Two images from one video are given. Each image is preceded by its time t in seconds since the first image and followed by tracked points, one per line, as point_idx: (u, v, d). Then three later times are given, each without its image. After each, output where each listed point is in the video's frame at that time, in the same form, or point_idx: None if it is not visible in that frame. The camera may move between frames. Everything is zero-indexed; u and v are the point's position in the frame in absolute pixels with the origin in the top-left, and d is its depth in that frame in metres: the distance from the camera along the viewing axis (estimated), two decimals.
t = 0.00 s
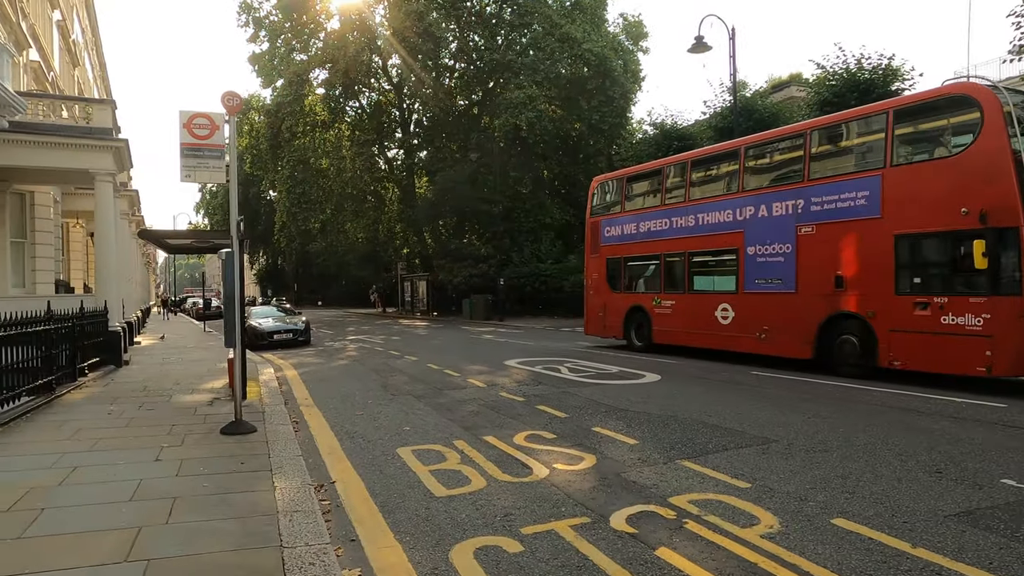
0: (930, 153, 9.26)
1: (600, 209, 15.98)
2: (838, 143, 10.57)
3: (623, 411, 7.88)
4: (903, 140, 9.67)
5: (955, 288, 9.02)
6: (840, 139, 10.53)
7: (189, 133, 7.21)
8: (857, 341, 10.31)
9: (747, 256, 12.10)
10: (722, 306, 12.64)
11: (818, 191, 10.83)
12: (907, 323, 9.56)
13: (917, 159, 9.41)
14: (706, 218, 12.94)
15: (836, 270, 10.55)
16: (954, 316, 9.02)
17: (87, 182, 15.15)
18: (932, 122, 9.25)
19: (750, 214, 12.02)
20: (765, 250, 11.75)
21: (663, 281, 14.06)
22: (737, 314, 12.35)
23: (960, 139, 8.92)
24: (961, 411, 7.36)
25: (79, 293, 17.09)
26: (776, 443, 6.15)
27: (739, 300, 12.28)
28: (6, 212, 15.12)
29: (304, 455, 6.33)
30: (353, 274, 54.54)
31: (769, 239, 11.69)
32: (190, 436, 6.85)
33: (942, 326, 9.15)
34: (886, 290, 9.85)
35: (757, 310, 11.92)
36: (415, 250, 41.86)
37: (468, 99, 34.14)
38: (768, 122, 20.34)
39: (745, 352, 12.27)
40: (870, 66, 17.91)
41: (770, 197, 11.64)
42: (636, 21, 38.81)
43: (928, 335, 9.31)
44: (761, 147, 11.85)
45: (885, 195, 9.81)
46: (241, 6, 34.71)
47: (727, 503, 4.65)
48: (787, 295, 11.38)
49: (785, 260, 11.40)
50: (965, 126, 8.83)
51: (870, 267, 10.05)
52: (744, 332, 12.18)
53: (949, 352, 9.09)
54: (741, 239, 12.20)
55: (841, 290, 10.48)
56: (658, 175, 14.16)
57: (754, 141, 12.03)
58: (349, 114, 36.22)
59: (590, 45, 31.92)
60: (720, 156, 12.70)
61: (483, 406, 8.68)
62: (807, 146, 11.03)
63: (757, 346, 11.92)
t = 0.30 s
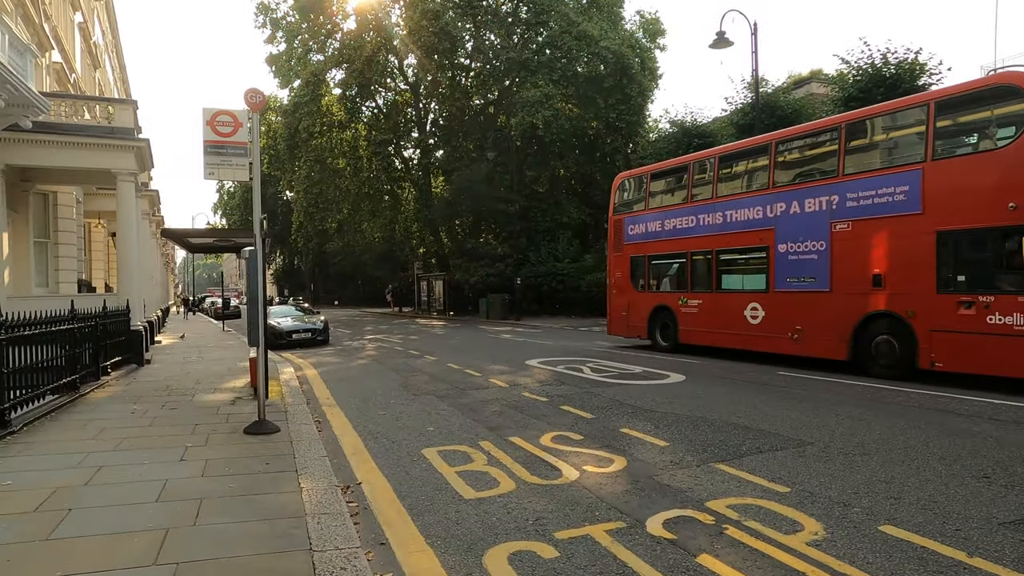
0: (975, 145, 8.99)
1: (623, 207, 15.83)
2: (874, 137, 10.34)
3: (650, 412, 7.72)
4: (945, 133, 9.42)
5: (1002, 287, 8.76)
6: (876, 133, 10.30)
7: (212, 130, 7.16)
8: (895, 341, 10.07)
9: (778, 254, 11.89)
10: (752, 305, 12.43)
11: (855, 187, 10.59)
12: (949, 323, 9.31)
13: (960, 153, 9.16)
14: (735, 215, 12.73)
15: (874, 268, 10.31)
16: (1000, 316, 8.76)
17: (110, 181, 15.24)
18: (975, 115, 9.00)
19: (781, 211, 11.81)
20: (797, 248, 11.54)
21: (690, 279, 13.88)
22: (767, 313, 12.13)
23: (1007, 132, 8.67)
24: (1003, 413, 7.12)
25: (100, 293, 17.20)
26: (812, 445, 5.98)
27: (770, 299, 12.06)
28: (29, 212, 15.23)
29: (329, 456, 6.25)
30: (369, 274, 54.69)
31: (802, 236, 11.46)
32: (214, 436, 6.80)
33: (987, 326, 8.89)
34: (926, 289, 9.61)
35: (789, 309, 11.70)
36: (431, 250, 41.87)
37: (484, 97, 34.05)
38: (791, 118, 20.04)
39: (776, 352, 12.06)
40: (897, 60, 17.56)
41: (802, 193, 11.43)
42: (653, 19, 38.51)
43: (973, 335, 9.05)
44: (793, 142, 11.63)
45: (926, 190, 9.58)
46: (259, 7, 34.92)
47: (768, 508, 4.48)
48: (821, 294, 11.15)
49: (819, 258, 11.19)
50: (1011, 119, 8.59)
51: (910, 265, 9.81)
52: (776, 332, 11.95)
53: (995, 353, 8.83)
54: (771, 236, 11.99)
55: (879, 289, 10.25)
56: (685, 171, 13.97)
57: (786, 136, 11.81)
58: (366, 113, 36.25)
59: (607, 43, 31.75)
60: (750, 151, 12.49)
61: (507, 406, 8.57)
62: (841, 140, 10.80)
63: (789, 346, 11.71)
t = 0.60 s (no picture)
0: (1014, 139, 8.73)
1: (644, 204, 15.64)
2: (907, 131, 10.08)
3: (677, 412, 7.54)
4: (981, 126, 9.15)
5: None
6: (909, 126, 10.03)
7: (235, 127, 7.09)
8: (929, 340, 9.83)
9: (806, 251, 11.66)
10: (778, 304, 12.21)
11: (887, 181, 10.35)
12: (987, 322, 9.06)
13: (998, 147, 8.90)
14: (761, 211, 12.52)
15: (906, 265, 10.07)
16: None
17: (130, 180, 15.30)
18: (1015, 106, 8.73)
19: (809, 207, 11.57)
20: (826, 245, 11.31)
21: (714, 277, 13.67)
22: (794, 311, 11.91)
23: None
24: None
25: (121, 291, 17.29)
26: (849, 448, 5.77)
27: (797, 298, 11.84)
28: (52, 212, 15.35)
29: (353, 456, 6.15)
30: (385, 272, 54.80)
31: (831, 232, 11.24)
32: (236, 435, 6.72)
33: None
34: (962, 288, 9.36)
35: (817, 308, 11.47)
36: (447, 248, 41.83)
37: (500, 95, 33.92)
38: (814, 113, 19.69)
39: (803, 351, 11.83)
40: (926, 53, 17.17)
41: (831, 189, 11.19)
42: (670, 15, 38.16)
43: (1012, 334, 8.80)
44: (820, 136, 11.41)
45: (962, 185, 9.32)
46: (276, 7, 35.10)
47: (810, 514, 4.31)
48: (851, 292, 10.92)
49: (849, 255, 10.95)
50: None
51: (945, 263, 9.56)
52: (803, 331, 11.73)
53: None
54: (799, 233, 11.77)
55: (912, 287, 10.01)
56: (709, 167, 13.77)
57: (814, 131, 11.58)
58: (382, 112, 36.28)
59: (625, 39, 31.56)
60: (776, 146, 12.27)
61: (530, 406, 8.44)
62: (872, 134, 10.55)
63: (817, 345, 11.49)
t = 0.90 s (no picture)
0: None
1: (662, 203, 15.42)
2: (936, 127, 9.79)
3: (703, 416, 7.35)
4: (1016, 121, 8.85)
5: None
6: (939, 121, 9.74)
7: (253, 126, 6.98)
8: (961, 341, 9.55)
9: (832, 250, 11.40)
10: (803, 304, 11.95)
11: (916, 178, 10.05)
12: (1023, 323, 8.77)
13: None
14: (783, 210, 12.27)
15: (937, 264, 9.79)
16: None
17: (148, 181, 15.31)
18: None
19: (835, 205, 11.30)
20: (853, 243, 11.04)
21: (735, 277, 13.43)
22: (819, 312, 11.65)
23: None
24: None
25: (139, 292, 17.33)
26: (888, 456, 5.56)
27: (822, 298, 11.59)
28: (71, 212, 15.39)
29: (373, 461, 6.03)
30: (400, 272, 54.87)
31: (858, 230, 10.96)
32: (255, 439, 6.63)
33: None
34: (997, 287, 9.08)
35: (844, 308, 11.20)
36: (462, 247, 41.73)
37: (515, 93, 33.66)
38: (836, 109, 19.33)
39: (828, 352, 11.58)
40: (952, 47, 16.79)
41: (858, 186, 10.92)
42: (687, 11, 37.76)
43: None
44: (846, 133, 11.14)
45: (996, 181, 9.03)
46: (291, 8, 35.17)
47: (853, 527, 4.11)
48: (879, 292, 10.65)
49: (877, 254, 10.68)
50: None
51: (979, 261, 9.28)
52: (829, 332, 11.46)
53: None
54: (824, 231, 11.50)
55: (943, 286, 9.72)
56: (729, 165, 13.54)
57: (839, 127, 11.32)
58: (397, 111, 36.17)
59: (641, 36, 31.29)
60: (799, 143, 12.02)
61: (552, 409, 8.28)
62: (900, 130, 10.27)
63: (844, 347, 11.22)
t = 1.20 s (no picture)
0: None
1: (681, 200, 15.22)
2: (967, 120, 9.53)
3: (731, 419, 7.16)
4: None
5: None
6: (970, 114, 9.48)
7: (270, 123, 6.87)
8: (994, 340, 9.29)
9: (858, 248, 11.16)
10: (828, 302, 11.72)
11: (946, 173, 9.79)
12: None
13: None
14: (807, 207, 12.04)
15: (968, 261, 9.54)
16: None
17: (164, 181, 15.31)
18: None
19: (861, 201, 11.06)
20: (879, 240, 10.80)
21: (757, 275, 13.21)
22: (844, 311, 11.42)
23: None
24: None
25: (156, 292, 17.35)
26: (928, 461, 5.36)
27: (848, 296, 11.35)
28: (88, 212, 15.41)
29: (394, 464, 5.91)
30: (413, 271, 54.87)
31: (884, 227, 10.71)
32: (274, 442, 6.52)
33: None
34: None
35: (870, 307, 10.97)
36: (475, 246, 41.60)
37: (528, 90, 33.47)
38: (857, 104, 19.00)
39: (854, 352, 11.34)
40: (979, 40, 16.42)
41: (885, 181, 10.67)
42: (701, 7, 37.40)
43: None
44: (872, 128, 10.90)
45: None
46: (304, 7, 35.24)
47: (900, 538, 3.93)
48: (907, 290, 10.41)
49: (905, 251, 10.43)
50: None
51: (1012, 258, 9.01)
52: (855, 331, 11.23)
53: None
54: (849, 228, 11.27)
55: (975, 284, 9.47)
56: (750, 162, 13.33)
57: (865, 122, 11.09)
58: (410, 110, 36.12)
59: (655, 33, 31.07)
60: (823, 139, 11.79)
61: (574, 410, 8.12)
62: (929, 124, 10.02)
63: (870, 346, 10.98)
